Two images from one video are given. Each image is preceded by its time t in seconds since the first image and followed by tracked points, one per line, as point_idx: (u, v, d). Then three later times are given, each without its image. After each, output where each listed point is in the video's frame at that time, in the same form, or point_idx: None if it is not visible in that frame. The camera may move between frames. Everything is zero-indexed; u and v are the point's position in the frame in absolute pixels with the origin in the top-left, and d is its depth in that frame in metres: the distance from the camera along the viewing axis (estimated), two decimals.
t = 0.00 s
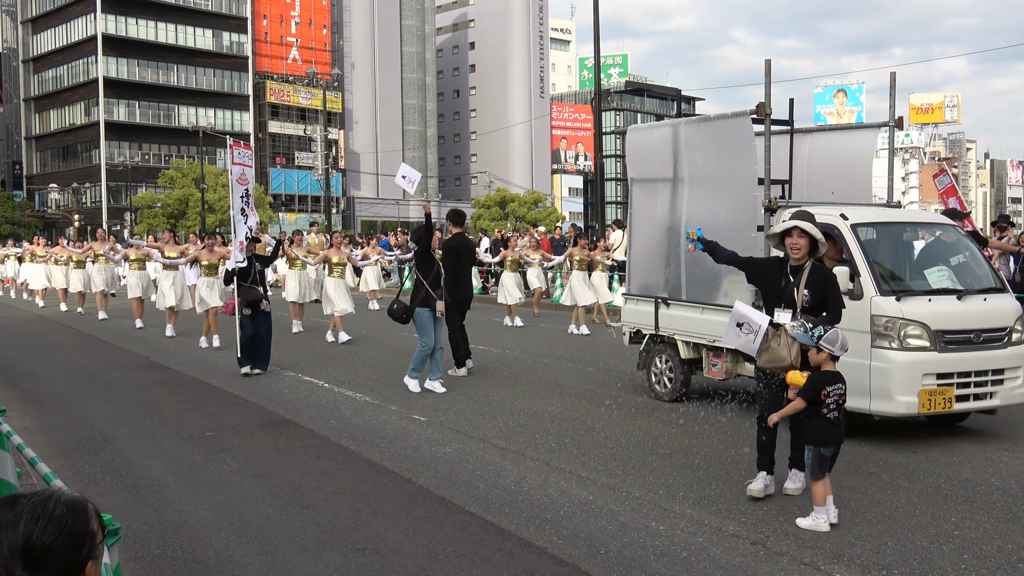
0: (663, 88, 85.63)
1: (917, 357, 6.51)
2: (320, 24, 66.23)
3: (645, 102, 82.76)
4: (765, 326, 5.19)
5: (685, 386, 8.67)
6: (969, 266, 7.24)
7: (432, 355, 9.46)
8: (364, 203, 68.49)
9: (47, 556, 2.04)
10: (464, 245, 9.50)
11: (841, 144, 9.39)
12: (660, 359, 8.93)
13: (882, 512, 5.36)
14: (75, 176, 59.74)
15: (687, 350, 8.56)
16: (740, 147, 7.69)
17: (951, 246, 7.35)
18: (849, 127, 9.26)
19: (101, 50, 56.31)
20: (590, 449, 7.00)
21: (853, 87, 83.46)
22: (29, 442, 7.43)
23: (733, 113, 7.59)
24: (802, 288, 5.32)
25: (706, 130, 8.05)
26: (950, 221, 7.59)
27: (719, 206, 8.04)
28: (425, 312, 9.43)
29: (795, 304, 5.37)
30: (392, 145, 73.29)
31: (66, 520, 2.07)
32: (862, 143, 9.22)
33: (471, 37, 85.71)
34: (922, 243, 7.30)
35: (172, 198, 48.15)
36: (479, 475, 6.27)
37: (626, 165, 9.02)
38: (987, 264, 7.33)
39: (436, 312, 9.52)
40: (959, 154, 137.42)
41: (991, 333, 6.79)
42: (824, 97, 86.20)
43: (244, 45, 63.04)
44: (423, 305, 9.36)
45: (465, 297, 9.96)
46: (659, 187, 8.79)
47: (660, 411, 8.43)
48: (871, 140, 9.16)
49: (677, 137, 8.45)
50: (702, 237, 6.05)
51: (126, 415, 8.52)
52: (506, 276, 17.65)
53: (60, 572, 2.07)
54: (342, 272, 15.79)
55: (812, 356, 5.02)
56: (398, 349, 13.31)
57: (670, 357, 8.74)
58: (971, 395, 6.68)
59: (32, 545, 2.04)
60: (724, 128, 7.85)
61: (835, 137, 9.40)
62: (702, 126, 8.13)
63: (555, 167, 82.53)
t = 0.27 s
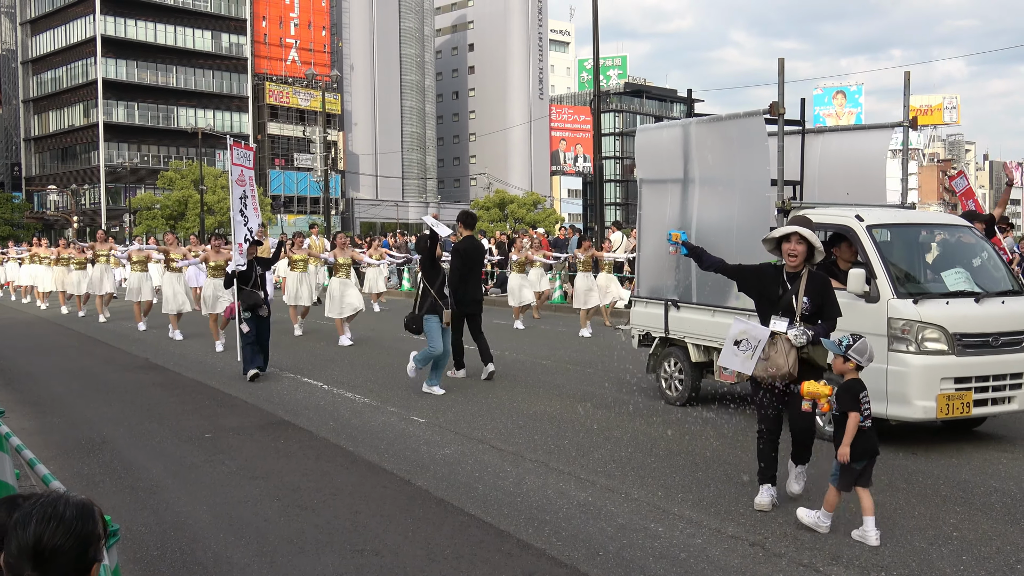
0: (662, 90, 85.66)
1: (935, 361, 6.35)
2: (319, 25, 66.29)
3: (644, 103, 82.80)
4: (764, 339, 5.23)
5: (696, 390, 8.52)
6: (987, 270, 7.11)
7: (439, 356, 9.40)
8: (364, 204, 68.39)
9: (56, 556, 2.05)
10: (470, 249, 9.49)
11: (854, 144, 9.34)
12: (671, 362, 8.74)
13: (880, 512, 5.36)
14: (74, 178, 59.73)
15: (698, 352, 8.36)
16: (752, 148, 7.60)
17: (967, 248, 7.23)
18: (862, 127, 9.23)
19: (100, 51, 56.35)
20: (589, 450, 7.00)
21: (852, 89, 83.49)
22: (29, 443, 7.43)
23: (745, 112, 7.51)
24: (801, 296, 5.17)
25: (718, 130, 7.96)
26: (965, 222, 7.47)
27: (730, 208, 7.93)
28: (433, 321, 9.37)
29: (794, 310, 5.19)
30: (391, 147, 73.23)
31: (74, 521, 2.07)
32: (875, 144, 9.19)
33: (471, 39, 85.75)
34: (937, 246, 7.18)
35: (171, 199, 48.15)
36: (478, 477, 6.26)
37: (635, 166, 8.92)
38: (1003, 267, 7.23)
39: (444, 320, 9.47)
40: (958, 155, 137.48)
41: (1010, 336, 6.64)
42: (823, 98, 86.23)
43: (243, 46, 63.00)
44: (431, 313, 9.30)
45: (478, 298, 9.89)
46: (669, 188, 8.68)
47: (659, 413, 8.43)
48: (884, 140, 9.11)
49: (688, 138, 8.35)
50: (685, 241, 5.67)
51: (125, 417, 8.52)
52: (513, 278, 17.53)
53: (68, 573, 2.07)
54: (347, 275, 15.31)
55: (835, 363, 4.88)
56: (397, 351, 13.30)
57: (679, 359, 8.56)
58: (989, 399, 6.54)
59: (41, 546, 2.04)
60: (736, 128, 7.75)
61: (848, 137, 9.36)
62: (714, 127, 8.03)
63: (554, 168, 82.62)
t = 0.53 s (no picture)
0: (661, 91, 85.75)
1: (954, 364, 6.32)
2: (318, 26, 66.58)
3: (643, 105, 82.94)
4: (776, 342, 5.15)
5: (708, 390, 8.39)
6: (1005, 272, 7.05)
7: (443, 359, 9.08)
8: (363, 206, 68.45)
9: (42, 554, 2.03)
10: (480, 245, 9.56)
11: (869, 145, 9.23)
12: (681, 365, 8.63)
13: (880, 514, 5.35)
14: (73, 179, 59.73)
15: (709, 355, 8.26)
16: (766, 147, 7.47)
17: (984, 249, 7.18)
18: (875, 127, 9.11)
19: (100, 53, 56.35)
20: (588, 451, 7.00)
21: (851, 90, 83.58)
22: (27, 444, 7.42)
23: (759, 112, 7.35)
24: (817, 300, 5.14)
25: (729, 129, 7.81)
26: (983, 223, 7.41)
27: (745, 207, 7.77)
28: (434, 312, 9.14)
29: (808, 314, 5.17)
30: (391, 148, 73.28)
31: (62, 519, 2.06)
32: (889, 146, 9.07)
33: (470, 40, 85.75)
34: (955, 248, 7.13)
35: (170, 200, 48.10)
36: (477, 478, 6.26)
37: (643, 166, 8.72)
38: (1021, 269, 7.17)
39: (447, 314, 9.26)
40: (958, 156, 137.61)
41: None
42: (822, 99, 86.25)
43: (242, 47, 62.87)
44: (435, 304, 9.07)
45: (488, 299, 9.89)
46: (679, 188, 8.50)
47: (658, 413, 8.46)
48: (898, 141, 8.99)
49: (698, 137, 8.19)
50: (690, 244, 5.61)
51: (123, 418, 8.51)
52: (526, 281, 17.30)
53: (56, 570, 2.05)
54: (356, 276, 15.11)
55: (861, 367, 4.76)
56: (394, 352, 13.33)
57: (690, 362, 8.45)
58: (1008, 403, 6.51)
59: (30, 545, 2.03)
60: (749, 127, 7.61)
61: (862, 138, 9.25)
62: (726, 126, 7.87)
63: (553, 170, 82.68)
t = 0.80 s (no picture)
0: (660, 91, 85.77)
1: (975, 368, 6.27)
2: (318, 27, 66.30)
3: (642, 105, 83.19)
4: (809, 342, 5.02)
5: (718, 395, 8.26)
6: None
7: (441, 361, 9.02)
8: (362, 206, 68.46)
9: (36, 556, 2.02)
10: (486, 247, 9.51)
11: (884, 145, 9.02)
12: (692, 367, 8.50)
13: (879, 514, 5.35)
14: (72, 179, 59.71)
15: (722, 358, 8.12)
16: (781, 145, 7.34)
17: (1003, 250, 7.12)
18: (890, 126, 8.91)
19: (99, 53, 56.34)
20: (587, 451, 7.00)
21: (850, 90, 83.60)
22: (25, 445, 7.42)
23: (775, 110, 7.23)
24: (842, 300, 5.05)
25: (743, 126, 7.68)
26: (1000, 224, 7.36)
27: (758, 208, 7.64)
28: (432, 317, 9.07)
29: (833, 314, 5.07)
30: (390, 148, 73.30)
31: (56, 520, 2.05)
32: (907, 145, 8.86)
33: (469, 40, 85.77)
34: (975, 249, 7.07)
35: (170, 201, 48.11)
36: (477, 478, 6.26)
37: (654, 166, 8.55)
38: None
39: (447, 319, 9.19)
40: (957, 155, 137.72)
41: None
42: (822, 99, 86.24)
43: (242, 48, 62.76)
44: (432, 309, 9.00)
45: (494, 301, 9.75)
46: (689, 189, 8.37)
47: (657, 413, 8.47)
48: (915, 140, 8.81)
49: (710, 136, 8.06)
50: (707, 244, 5.49)
51: (122, 418, 8.50)
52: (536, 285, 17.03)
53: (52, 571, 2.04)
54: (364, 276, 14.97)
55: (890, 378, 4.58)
56: (394, 352, 13.34)
57: (703, 365, 8.31)
58: None
59: (22, 547, 2.02)
60: (763, 125, 7.49)
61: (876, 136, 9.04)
62: (739, 124, 7.75)
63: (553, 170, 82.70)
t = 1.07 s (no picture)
0: (660, 91, 85.83)
1: (997, 371, 6.16)
2: (317, 27, 66.54)
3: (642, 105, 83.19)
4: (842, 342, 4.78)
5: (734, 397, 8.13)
6: None
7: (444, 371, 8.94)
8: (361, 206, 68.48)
9: (39, 561, 2.02)
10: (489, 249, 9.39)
11: (900, 145, 8.65)
12: (703, 370, 8.39)
13: (879, 515, 5.35)
14: (72, 179, 59.67)
15: (735, 360, 8.00)
16: (795, 144, 7.19)
17: None
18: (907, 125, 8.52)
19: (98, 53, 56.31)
20: (587, 452, 7.00)
21: (850, 90, 83.63)
22: (25, 445, 7.42)
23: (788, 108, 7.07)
24: (866, 306, 4.88)
25: (756, 125, 7.53)
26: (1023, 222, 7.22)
27: (771, 208, 7.49)
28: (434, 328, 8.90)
29: (859, 321, 4.89)
30: (390, 149, 73.30)
31: (61, 525, 2.05)
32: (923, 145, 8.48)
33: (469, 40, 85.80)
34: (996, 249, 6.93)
35: (169, 201, 47.95)
36: (476, 478, 6.25)
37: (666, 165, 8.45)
38: None
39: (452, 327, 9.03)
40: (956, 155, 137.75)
41: None
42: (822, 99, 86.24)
43: (242, 48, 62.79)
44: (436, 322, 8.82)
45: (495, 302, 9.72)
46: (702, 188, 8.23)
47: (656, 413, 8.47)
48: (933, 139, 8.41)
49: (722, 134, 7.91)
50: (726, 247, 5.30)
51: (122, 419, 8.50)
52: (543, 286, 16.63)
53: None
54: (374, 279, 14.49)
55: (912, 384, 4.36)
56: (395, 352, 13.34)
57: (715, 367, 8.20)
58: None
59: (24, 550, 2.02)
60: (777, 123, 7.33)
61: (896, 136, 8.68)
62: (753, 123, 7.60)
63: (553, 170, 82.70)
